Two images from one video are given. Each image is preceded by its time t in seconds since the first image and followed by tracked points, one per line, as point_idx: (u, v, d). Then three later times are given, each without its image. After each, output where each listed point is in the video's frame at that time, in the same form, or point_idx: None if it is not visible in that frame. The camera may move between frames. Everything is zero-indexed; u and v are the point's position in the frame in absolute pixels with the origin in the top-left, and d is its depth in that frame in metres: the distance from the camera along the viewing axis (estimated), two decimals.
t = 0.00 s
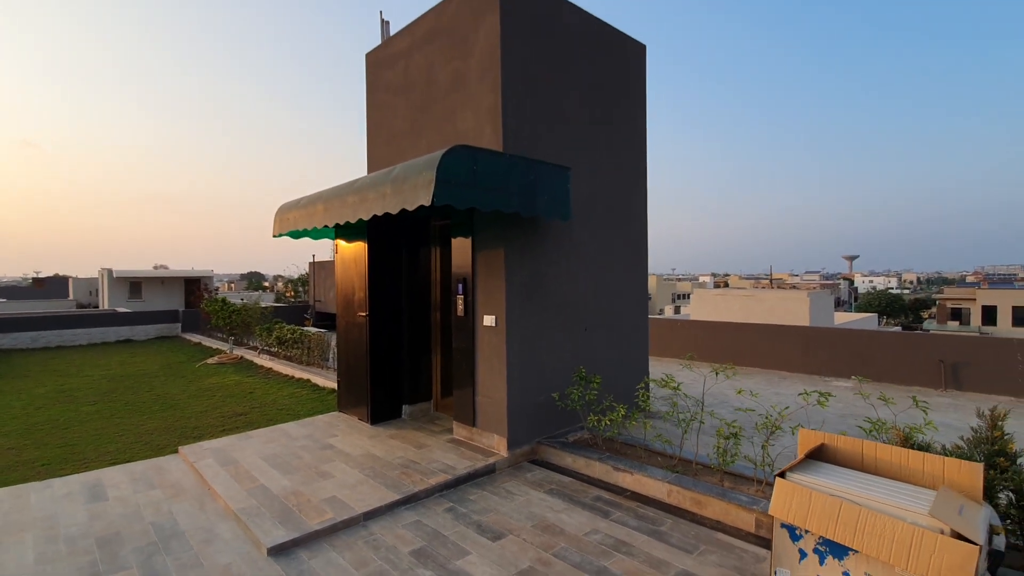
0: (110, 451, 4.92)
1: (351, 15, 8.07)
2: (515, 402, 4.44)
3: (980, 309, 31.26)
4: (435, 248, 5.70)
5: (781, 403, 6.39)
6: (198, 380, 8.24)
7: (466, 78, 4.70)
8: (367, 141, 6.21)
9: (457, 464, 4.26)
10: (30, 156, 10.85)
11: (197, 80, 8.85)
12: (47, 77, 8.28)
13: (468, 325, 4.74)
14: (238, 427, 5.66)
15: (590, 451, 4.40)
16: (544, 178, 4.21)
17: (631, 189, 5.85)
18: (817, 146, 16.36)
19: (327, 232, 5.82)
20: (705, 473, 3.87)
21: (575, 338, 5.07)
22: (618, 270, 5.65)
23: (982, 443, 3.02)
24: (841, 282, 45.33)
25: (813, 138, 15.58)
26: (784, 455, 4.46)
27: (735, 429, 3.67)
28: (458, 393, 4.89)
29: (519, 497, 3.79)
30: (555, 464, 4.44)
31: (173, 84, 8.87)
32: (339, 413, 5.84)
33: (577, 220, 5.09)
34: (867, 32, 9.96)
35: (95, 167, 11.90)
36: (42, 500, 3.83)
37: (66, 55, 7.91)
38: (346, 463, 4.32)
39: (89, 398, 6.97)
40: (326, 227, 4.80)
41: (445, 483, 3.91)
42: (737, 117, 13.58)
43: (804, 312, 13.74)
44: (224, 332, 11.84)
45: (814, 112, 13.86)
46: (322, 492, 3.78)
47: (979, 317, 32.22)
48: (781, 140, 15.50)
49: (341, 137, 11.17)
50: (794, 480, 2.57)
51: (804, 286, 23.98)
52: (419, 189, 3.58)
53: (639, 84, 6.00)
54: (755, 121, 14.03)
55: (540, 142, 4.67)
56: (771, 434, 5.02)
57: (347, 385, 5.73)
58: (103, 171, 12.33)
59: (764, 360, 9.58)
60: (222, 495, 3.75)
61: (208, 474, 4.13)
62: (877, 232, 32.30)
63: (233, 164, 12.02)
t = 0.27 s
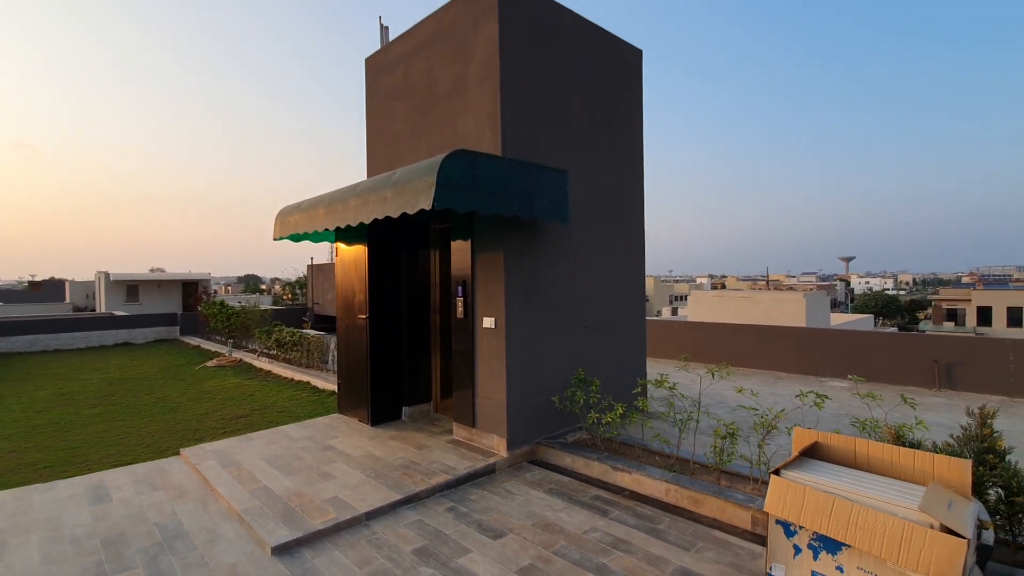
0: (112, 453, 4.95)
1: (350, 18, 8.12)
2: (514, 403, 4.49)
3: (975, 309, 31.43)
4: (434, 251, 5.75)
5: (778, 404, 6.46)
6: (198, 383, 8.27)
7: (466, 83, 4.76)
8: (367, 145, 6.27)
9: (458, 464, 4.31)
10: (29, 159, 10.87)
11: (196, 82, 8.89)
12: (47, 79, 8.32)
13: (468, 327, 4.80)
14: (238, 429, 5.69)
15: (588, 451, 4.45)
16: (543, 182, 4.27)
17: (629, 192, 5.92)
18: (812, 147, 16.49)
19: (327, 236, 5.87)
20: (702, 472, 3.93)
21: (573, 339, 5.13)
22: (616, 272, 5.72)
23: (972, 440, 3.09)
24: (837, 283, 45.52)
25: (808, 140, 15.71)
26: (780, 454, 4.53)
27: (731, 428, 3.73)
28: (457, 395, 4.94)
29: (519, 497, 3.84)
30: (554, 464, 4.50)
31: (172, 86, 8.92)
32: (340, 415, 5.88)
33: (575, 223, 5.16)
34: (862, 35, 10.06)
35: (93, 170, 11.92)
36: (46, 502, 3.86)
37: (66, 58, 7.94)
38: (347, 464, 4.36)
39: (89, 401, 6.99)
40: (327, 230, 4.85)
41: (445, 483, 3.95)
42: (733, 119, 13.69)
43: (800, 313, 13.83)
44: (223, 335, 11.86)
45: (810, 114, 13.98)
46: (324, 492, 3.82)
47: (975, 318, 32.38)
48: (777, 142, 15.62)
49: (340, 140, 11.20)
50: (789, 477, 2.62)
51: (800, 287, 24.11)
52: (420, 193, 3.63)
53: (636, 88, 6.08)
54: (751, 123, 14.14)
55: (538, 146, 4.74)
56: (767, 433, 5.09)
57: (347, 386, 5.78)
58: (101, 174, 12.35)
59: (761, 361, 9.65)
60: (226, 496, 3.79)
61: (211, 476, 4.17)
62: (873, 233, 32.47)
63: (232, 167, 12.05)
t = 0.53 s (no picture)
0: (115, 454, 4.99)
1: (349, 20, 8.16)
2: (515, 403, 4.55)
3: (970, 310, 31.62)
4: (435, 253, 5.81)
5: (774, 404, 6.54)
6: (198, 384, 8.30)
7: (466, 88, 4.82)
8: (367, 147, 6.32)
9: (459, 464, 4.36)
10: (28, 160, 10.88)
11: (196, 85, 8.92)
12: (46, 81, 8.34)
13: (469, 329, 4.85)
14: (240, 430, 5.74)
15: (588, 450, 4.52)
16: (542, 186, 4.34)
17: (626, 195, 6.00)
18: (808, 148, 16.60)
19: (328, 238, 5.92)
20: (700, 471, 4.00)
21: (573, 341, 5.19)
22: (615, 274, 5.79)
23: (963, 438, 3.16)
24: (834, 284, 45.72)
25: (803, 141, 15.83)
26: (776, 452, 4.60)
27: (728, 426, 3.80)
28: (459, 395, 5.00)
29: (520, 496, 3.90)
30: (555, 464, 4.55)
31: (172, 88, 8.95)
32: (341, 416, 5.93)
33: (574, 226, 5.23)
34: (856, 37, 10.13)
35: (90, 172, 11.92)
36: (52, 501, 3.90)
37: (67, 59, 7.97)
38: (350, 463, 4.41)
39: (90, 403, 7.01)
40: (329, 232, 4.90)
41: (447, 483, 4.01)
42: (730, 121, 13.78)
43: (796, 314, 13.92)
44: (222, 337, 11.87)
45: (805, 115, 14.10)
46: (328, 491, 3.87)
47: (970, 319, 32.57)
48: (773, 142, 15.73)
49: (338, 141, 11.24)
50: (784, 473, 2.69)
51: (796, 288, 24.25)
52: (423, 197, 3.69)
53: (633, 92, 6.15)
54: (747, 124, 14.24)
55: (538, 149, 4.80)
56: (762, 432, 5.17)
57: (349, 387, 5.83)
58: (99, 176, 12.36)
59: (758, 361, 9.73)
60: (230, 496, 3.84)
61: (215, 476, 4.22)
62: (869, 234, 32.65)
63: (230, 168, 12.06)
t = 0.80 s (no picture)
0: (121, 454, 5.04)
1: (350, 21, 8.21)
2: (517, 402, 4.62)
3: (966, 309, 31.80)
4: (437, 253, 5.87)
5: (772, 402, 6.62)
6: (200, 385, 8.34)
7: (468, 90, 4.89)
8: (369, 149, 6.38)
9: (463, 462, 4.43)
10: (28, 160, 10.91)
11: (197, 85, 8.96)
12: (48, 82, 8.38)
13: (471, 329, 4.92)
14: (244, 430, 5.79)
15: (590, 448, 4.58)
16: (544, 188, 4.41)
17: (626, 196, 6.07)
18: (805, 148, 16.72)
19: (331, 240, 5.98)
20: (700, 468, 4.07)
21: (574, 340, 5.26)
22: (615, 274, 5.87)
23: (956, 433, 3.23)
24: (831, 285, 45.89)
25: (799, 140, 15.96)
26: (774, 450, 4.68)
27: (727, 424, 3.86)
28: (461, 395, 5.06)
29: (523, 493, 3.96)
30: (557, 462, 4.62)
31: (173, 90, 9.00)
32: (344, 415, 5.98)
33: (575, 227, 5.30)
34: (855, 38, 10.20)
35: (91, 173, 11.93)
36: (60, 500, 3.95)
37: (68, 60, 8.02)
38: (355, 462, 4.47)
39: (93, 404, 7.05)
40: (333, 234, 4.96)
41: (451, 481, 4.06)
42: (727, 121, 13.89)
43: (794, 314, 14.01)
44: (223, 338, 11.91)
45: (802, 115, 14.21)
46: (334, 489, 3.93)
47: (966, 318, 32.78)
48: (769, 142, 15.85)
49: (338, 142, 11.29)
50: (783, 469, 2.76)
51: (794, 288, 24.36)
52: (427, 200, 3.76)
53: (633, 94, 6.22)
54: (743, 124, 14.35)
55: (539, 152, 4.87)
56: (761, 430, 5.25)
57: (352, 387, 5.88)
58: (99, 177, 12.38)
59: (756, 361, 9.82)
60: (238, 494, 3.89)
61: (221, 475, 4.27)
62: (865, 235, 32.82)
63: (231, 169, 12.10)
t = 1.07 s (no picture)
0: (125, 455, 5.08)
1: (349, 23, 8.24)
2: (518, 401, 4.67)
3: (962, 309, 31.96)
4: (437, 255, 5.92)
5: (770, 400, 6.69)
6: (201, 386, 8.37)
7: (469, 93, 4.94)
8: (370, 151, 6.43)
9: (465, 460, 4.48)
10: (27, 161, 10.93)
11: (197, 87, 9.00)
12: (49, 84, 8.41)
13: (472, 329, 4.97)
14: (246, 430, 5.84)
15: (590, 447, 4.64)
16: (544, 190, 4.48)
17: (625, 197, 6.13)
18: (801, 149, 16.84)
19: (332, 241, 6.03)
20: (699, 465, 4.13)
21: (573, 340, 5.32)
22: (614, 274, 5.93)
23: (949, 430, 3.30)
24: (827, 285, 46.08)
25: (795, 141, 16.07)
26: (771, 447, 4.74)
27: (725, 422, 3.92)
28: (462, 395, 5.12)
29: (524, 491, 4.02)
30: (557, 460, 4.67)
31: (173, 91, 9.04)
32: (346, 415, 6.03)
33: (574, 228, 5.36)
34: (851, 38, 10.24)
35: (89, 174, 11.94)
36: (67, 500, 3.99)
37: (69, 62, 8.06)
38: (358, 461, 4.52)
39: (95, 405, 7.08)
40: (335, 236, 5.01)
41: (453, 479, 4.12)
42: (724, 122, 13.98)
43: (791, 313, 14.10)
44: (223, 340, 11.94)
45: (798, 116, 14.32)
46: (338, 487, 3.98)
47: (962, 318, 33.01)
48: (766, 142, 15.96)
49: (337, 143, 11.33)
50: (780, 465, 2.82)
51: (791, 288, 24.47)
52: (430, 202, 3.81)
53: (631, 96, 6.29)
54: (740, 125, 14.45)
55: (539, 154, 4.93)
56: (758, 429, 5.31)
57: (353, 388, 5.93)
58: (98, 179, 12.40)
59: (754, 360, 9.90)
60: (243, 493, 3.94)
61: (226, 474, 4.32)
62: (861, 235, 32.98)
63: (229, 170, 12.13)
